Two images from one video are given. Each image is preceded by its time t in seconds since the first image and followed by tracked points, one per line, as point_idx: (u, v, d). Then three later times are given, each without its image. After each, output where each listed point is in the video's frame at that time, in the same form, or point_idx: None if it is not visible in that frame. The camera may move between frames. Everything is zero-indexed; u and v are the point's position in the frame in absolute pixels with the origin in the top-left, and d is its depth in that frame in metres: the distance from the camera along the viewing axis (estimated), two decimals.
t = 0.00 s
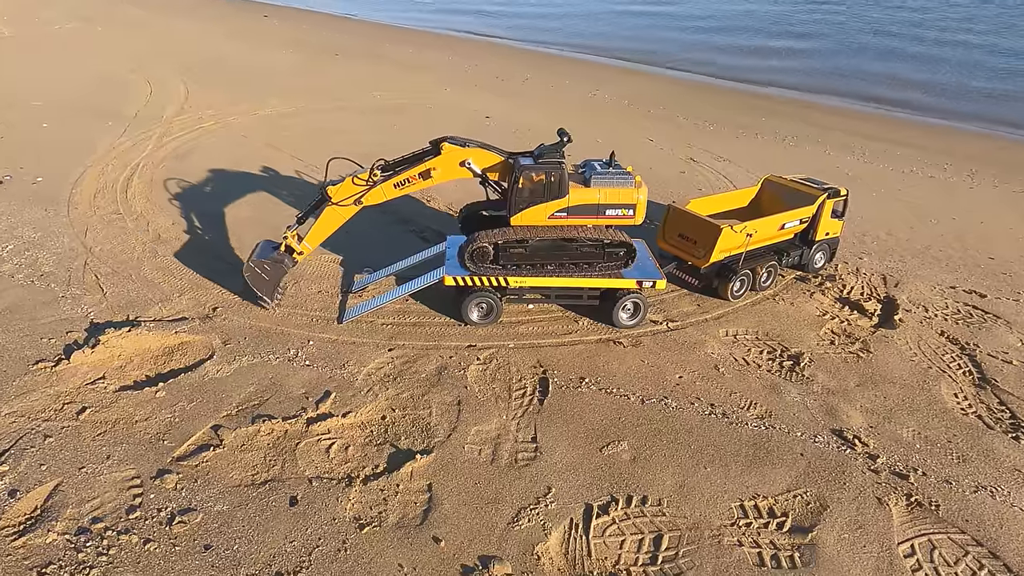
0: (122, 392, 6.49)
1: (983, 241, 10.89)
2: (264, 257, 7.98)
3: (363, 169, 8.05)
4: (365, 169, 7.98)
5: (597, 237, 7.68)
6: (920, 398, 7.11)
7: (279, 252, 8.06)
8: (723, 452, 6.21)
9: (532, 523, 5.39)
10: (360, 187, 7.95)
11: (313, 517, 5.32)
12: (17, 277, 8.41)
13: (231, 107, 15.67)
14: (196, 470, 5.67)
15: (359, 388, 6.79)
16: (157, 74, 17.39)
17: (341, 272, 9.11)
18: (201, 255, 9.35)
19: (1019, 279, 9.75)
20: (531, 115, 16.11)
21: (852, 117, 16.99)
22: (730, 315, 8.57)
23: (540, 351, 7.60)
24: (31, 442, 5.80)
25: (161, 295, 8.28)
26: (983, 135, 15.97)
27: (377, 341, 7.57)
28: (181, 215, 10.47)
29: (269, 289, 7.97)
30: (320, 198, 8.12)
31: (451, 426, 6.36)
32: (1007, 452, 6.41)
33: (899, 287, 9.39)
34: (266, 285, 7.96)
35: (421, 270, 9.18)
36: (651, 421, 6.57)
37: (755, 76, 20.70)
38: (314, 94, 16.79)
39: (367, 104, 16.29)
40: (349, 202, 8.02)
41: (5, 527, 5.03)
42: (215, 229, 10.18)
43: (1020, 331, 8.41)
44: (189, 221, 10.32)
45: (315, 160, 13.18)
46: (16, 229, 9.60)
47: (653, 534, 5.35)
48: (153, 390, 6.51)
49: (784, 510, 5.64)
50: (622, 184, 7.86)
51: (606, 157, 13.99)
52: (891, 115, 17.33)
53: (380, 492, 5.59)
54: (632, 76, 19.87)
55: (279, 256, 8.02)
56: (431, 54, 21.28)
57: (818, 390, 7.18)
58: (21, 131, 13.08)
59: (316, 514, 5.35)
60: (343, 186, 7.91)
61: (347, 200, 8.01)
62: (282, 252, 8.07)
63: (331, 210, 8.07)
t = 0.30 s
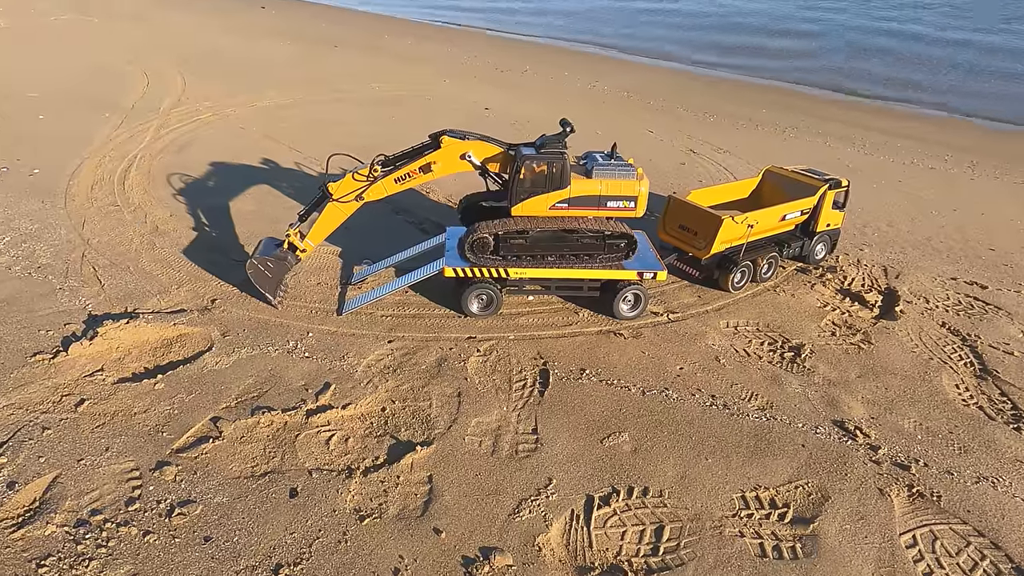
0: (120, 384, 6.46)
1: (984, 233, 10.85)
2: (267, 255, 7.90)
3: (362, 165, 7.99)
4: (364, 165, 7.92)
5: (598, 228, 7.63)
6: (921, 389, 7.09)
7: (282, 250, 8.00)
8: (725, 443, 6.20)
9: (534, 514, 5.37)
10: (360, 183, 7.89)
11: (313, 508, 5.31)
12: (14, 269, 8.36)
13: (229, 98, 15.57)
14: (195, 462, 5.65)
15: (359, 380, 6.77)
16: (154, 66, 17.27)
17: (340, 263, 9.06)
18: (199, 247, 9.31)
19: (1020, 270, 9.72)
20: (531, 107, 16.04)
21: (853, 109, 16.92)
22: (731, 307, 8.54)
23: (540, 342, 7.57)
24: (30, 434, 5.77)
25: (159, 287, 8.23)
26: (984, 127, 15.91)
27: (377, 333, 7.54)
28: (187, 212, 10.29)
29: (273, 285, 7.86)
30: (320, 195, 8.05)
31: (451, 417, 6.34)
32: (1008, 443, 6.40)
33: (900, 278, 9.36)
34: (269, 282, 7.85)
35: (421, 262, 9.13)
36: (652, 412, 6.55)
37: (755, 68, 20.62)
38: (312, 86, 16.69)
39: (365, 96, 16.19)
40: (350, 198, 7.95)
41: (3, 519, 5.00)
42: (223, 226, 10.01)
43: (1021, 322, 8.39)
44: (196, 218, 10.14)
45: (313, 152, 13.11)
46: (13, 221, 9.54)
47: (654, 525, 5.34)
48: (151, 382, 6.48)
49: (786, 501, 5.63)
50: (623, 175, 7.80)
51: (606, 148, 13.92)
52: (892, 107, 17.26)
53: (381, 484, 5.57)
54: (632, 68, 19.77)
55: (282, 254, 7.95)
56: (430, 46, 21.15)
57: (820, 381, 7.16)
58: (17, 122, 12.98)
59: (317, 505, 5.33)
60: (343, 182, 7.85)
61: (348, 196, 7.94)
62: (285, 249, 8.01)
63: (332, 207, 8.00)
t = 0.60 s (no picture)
0: (118, 376, 6.45)
1: (985, 225, 10.81)
2: (266, 247, 7.83)
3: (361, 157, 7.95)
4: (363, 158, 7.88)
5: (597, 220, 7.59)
6: (920, 381, 7.09)
7: (282, 242, 7.93)
8: (723, 435, 6.19)
9: (532, 506, 5.37)
10: (359, 175, 7.85)
11: (312, 500, 5.31)
12: (11, 261, 8.34)
13: (227, 90, 15.50)
14: (193, 454, 5.64)
15: (357, 371, 6.76)
16: (152, 58, 17.18)
17: (338, 256, 9.04)
18: (197, 239, 9.28)
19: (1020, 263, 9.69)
20: (530, 99, 15.96)
21: (853, 101, 16.85)
22: (730, 299, 8.52)
23: (539, 335, 7.55)
24: (27, 427, 5.76)
25: (157, 279, 8.21)
26: (985, 119, 15.84)
27: (375, 325, 7.52)
28: (187, 205, 10.23)
29: (272, 278, 7.83)
30: (320, 187, 8.01)
31: (450, 409, 6.33)
32: (1007, 435, 6.40)
33: (899, 271, 9.33)
34: (268, 275, 7.82)
35: (418, 255, 9.10)
36: (651, 404, 6.54)
37: (756, 60, 20.52)
38: (311, 78, 16.61)
39: (364, 88, 16.11)
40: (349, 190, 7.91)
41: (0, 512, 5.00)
42: (223, 219, 9.95)
43: (1021, 315, 8.37)
44: (194, 210, 10.09)
45: (312, 144, 13.06)
46: (11, 213, 9.50)
47: (652, 516, 5.34)
48: (149, 374, 6.47)
49: (784, 493, 5.63)
50: (623, 167, 7.77)
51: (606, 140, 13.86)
52: (892, 99, 17.19)
53: (379, 476, 5.57)
54: (632, 59, 19.66)
55: (282, 246, 7.89)
56: (429, 38, 21.04)
57: (818, 373, 7.15)
58: (14, 114, 12.92)
59: (315, 497, 5.33)
60: (343, 175, 7.81)
61: (348, 188, 7.91)
62: (285, 242, 7.95)
63: (331, 200, 7.96)
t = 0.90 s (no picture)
0: (116, 372, 6.44)
1: (985, 221, 10.78)
2: (265, 243, 7.78)
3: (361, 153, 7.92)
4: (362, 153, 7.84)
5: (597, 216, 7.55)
6: (921, 377, 7.07)
7: (281, 238, 7.86)
8: (724, 432, 6.17)
9: (531, 502, 5.36)
10: (358, 171, 7.80)
11: (311, 497, 5.29)
12: (9, 258, 8.30)
13: (225, 86, 15.44)
14: (191, 451, 5.62)
15: (356, 368, 6.74)
16: (150, 53, 17.12)
17: (337, 252, 9.01)
18: (196, 236, 9.25)
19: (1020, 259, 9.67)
20: (530, 95, 15.91)
21: (854, 97, 16.80)
22: (730, 295, 8.50)
23: (539, 331, 7.53)
24: (25, 424, 5.74)
25: (155, 275, 8.18)
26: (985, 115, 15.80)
27: (374, 322, 7.50)
28: (186, 201, 10.19)
29: (270, 274, 7.80)
30: (318, 183, 7.96)
31: (449, 406, 6.31)
32: (1007, 431, 6.38)
33: (900, 267, 9.31)
34: (266, 271, 7.80)
35: (418, 251, 9.07)
36: (651, 400, 6.52)
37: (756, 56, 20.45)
38: (310, 74, 16.56)
39: (363, 84, 16.05)
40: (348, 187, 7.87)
41: None
42: (222, 215, 9.92)
43: (1022, 311, 8.35)
44: (193, 207, 10.06)
45: (310, 140, 13.01)
46: (8, 209, 9.47)
47: (652, 513, 5.33)
48: (147, 370, 6.45)
49: (785, 489, 5.62)
50: (623, 163, 7.73)
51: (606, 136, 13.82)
52: (893, 95, 17.14)
53: (378, 472, 5.55)
54: (632, 56, 19.59)
55: (281, 242, 7.83)
56: (429, 33, 20.96)
57: (819, 369, 7.14)
58: (12, 110, 12.87)
59: (314, 494, 5.31)
60: (342, 170, 7.76)
61: (347, 184, 7.86)
62: (284, 238, 7.89)
63: (331, 196, 7.91)
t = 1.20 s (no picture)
0: (112, 370, 6.40)
1: (985, 219, 10.76)
2: (262, 241, 7.74)
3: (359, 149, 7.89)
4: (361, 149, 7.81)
5: (596, 212, 7.52)
6: (920, 374, 7.04)
7: (278, 236, 7.82)
8: (723, 428, 6.14)
9: (529, 499, 5.33)
10: (356, 167, 7.77)
11: (307, 494, 5.26)
12: (5, 255, 8.26)
13: (223, 85, 15.39)
14: (187, 448, 5.59)
15: (354, 365, 6.70)
16: (148, 52, 17.07)
17: (335, 249, 8.98)
18: (193, 234, 9.21)
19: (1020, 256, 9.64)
20: (529, 93, 15.88)
21: (853, 95, 16.77)
22: (729, 292, 8.47)
23: (537, 328, 7.49)
24: (20, 421, 5.70)
25: (152, 273, 8.14)
26: (985, 114, 15.77)
27: (372, 319, 7.46)
28: (183, 199, 10.15)
29: (268, 272, 7.77)
30: (316, 179, 7.92)
31: (447, 403, 6.28)
32: (1008, 428, 6.35)
33: (899, 264, 9.28)
34: (264, 269, 7.76)
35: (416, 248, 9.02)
36: (650, 397, 6.49)
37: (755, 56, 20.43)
38: (308, 72, 16.52)
39: (362, 83, 16.01)
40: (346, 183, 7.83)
41: None
42: (220, 213, 9.88)
43: (1022, 308, 8.32)
44: (191, 204, 10.03)
45: (308, 138, 12.97)
46: (5, 207, 9.43)
47: (651, 510, 5.30)
48: (144, 367, 6.42)
49: (784, 486, 5.59)
50: (622, 159, 7.71)
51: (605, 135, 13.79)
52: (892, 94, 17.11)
53: (375, 470, 5.52)
54: (631, 54, 19.56)
55: (277, 240, 7.79)
56: (427, 32, 20.94)
57: (818, 366, 7.10)
58: (9, 108, 12.83)
59: (311, 491, 5.28)
60: (340, 167, 7.72)
61: (344, 181, 7.82)
62: (281, 235, 7.85)
63: (328, 192, 7.87)
